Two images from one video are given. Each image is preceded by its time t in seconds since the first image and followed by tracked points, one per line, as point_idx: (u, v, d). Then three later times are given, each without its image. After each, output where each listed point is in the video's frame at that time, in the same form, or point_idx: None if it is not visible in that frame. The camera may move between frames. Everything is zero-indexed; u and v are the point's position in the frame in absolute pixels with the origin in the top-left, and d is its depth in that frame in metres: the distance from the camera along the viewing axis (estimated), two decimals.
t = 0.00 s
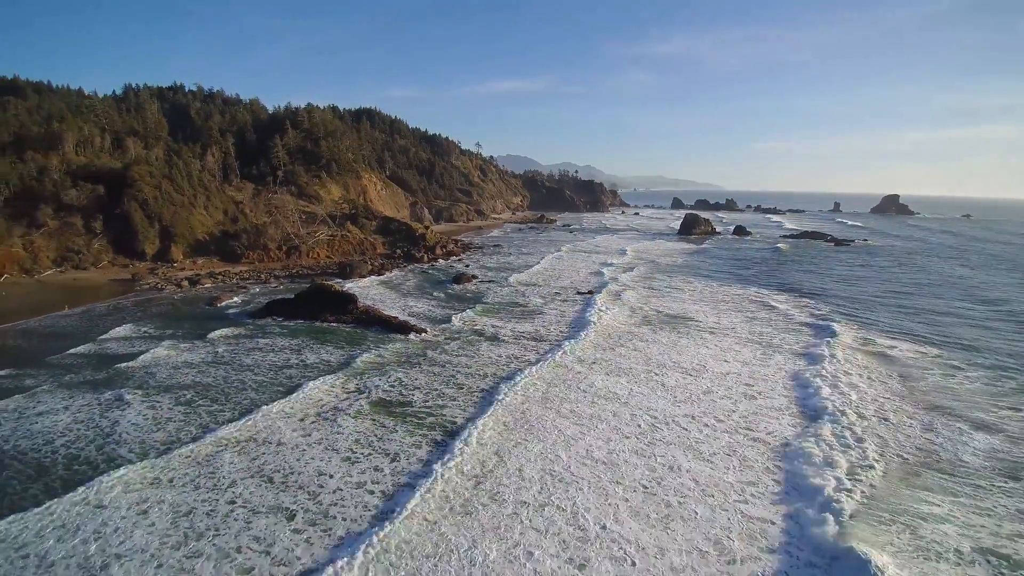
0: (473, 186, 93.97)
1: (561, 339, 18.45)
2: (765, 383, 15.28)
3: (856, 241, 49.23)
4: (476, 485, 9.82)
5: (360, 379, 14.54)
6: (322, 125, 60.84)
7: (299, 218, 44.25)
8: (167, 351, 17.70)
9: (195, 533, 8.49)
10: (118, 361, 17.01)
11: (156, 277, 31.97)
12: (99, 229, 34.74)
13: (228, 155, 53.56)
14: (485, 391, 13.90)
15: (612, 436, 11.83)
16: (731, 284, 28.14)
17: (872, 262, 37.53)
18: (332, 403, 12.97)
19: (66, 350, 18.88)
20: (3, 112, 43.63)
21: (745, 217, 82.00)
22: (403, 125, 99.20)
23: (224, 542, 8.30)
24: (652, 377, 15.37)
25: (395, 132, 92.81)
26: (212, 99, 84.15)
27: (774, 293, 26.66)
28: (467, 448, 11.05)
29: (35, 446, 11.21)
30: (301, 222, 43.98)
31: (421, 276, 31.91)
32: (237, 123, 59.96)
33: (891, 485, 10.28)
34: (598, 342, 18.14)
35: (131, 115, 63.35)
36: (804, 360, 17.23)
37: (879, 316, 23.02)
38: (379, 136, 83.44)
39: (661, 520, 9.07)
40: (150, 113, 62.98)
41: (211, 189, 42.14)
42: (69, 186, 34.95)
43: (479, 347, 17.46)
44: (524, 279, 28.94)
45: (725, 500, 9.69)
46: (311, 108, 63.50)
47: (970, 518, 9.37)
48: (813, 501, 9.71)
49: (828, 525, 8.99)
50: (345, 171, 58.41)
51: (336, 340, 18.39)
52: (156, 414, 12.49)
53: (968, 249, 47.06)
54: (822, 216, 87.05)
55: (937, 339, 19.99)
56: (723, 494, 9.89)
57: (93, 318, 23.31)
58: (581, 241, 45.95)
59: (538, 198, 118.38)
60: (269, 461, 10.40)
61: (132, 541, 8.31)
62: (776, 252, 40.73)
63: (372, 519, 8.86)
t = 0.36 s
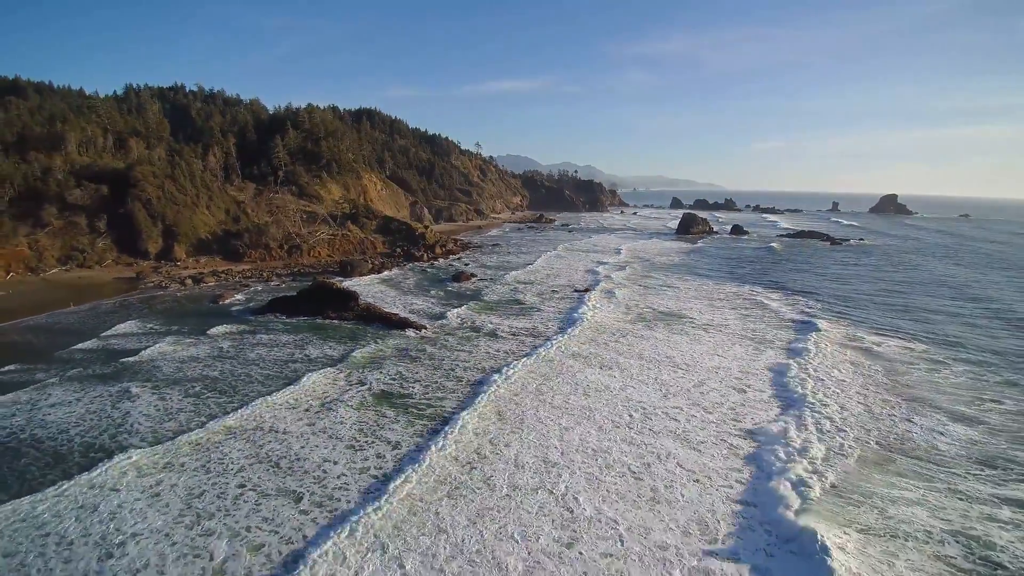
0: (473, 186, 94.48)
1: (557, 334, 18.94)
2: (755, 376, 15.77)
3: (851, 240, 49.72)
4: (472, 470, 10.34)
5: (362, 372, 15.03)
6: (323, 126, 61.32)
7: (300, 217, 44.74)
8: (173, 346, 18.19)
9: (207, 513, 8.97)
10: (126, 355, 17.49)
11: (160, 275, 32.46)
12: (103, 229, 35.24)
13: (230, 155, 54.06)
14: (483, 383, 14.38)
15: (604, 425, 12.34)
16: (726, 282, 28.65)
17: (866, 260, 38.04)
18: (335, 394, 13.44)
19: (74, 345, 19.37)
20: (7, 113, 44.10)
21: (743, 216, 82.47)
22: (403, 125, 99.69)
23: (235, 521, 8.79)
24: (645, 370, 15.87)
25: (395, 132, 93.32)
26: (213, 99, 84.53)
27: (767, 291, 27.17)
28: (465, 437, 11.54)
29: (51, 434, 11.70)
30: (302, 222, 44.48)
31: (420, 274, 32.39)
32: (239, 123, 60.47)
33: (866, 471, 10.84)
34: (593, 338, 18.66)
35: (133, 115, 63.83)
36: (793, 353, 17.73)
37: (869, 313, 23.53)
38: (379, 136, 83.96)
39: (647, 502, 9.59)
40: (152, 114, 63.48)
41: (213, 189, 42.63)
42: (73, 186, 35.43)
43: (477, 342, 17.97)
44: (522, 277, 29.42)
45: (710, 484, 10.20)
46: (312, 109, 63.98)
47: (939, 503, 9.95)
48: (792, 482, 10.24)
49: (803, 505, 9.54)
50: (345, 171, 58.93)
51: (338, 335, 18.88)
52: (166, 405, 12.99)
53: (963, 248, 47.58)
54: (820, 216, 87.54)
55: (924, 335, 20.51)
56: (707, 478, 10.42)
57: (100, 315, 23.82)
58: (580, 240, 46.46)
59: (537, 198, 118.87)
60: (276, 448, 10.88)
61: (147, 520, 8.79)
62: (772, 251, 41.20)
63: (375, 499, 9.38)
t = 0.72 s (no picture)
0: (473, 185, 94.92)
1: (554, 330, 19.39)
2: (745, 369, 16.24)
3: (848, 240, 50.14)
4: (470, 457, 10.80)
5: (363, 367, 15.51)
6: (323, 126, 61.79)
7: (302, 217, 45.22)
8: (179, 341, 18.67)
9: (217, 498, 9.42)
10: (133, 351, 17.96)
11: (164, 274, 32.90)
12: (108, 228, 35.74)
13: (231, 154, 54.49)
14: (481, 377, 14.85)
15: (598, 417, 12.81)
16: (721, 281, 29.10)
17: (861, 260, 38.44)
18: (337, 387, 13.92)
19: (82, 341, 19.80)
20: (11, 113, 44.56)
21: (742, 216, 82.87)
22: (404, 125, 100.11)
23: (244, 505, 9.24)
24: (638, 365, 16.35)
25: (395, 132, 93.77)
26: (214, 99, 84.97)
27: (762, 290, 27.61)
28: (462, 426, 12.03)
29: (65, 424, 12.14)
30: (303, 221, 44.97)
31: (420, 273, 32.87)
32: (240, 123, 60.92)
33: (848, 459, 11.32)
34: (589, 334, 19.10)
35: (135, 115, 64.25)
36: (784, 348, 18.17)
37: (861, 311, 23.99)
38: (379, 136, 84.38)
39: (637, 487, 10.05)
40: (154, 114, 63.91)
41: (215, 188, 43.09)
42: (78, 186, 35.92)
43: (476, 338, 18.45)
44: (520, 276, 29.87)
45: (697, 471, 10.67)
46: (313, 109, 64.39)
47: (914, 489, 10.47)
48: (775, 469, 10.72)
49: (786, 490, 10.02)
50: (346, 171, 59.41)
51: (340, 332, 19.35)
52: (175, 397, 13.44)
53: (958, 248, 48.02)
54: (818, 216, 87.80)
55: (914, 333, 20.96)
56: (696, 465, 10.90)
57: (106, 313, 24.31)
58: (578, 240, 46.88)
59: (536, 198, 119.28)
60: (282, 437, 11.33)
61: (160, 504, 9.24)
62: (768, 251, 41.64)
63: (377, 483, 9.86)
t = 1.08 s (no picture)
0: (472, 185, 95.38)
1: (551, 326, 19.87)
2: (736, 363, 16.73)
3: (844, 240, 50.61)
4: (466, 445, 11.30)
5: (366, 361, 16.01)
6: (324, 126, 62.27)
7: (303, 217, 45.75)
8: (186, 337, 19.17)
9: (227, 483, 9.90)
10: (141, 346, 18.45)
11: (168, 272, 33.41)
12: (112, 227, 36.23)
13: (233, 154, 54.94)
14: (479, 370, 15.34)
15: (591, 408, 13.32)
16: (717, 280, 29.59)
17: (855, 260, 38.94)
18: (340, 380, 14.42)
19: (89, 338, 20.26)
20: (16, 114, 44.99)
21: (740, 216, 83.35)
22: (404, 125, 100.55)
23: (254, 489, 9.74)
24: (632, 359, 16.86)
25: (396, 132, 94.23)
26: (215, 99, 85.36)
27: (756, 288, 28.10)
28: (461, 417, 12.54)
29: (78, 415, 12.61)
30: (305, 220, 45.51)
31: (420, 272, 33.38)
32: (242, 123, 61.38)
33: (830, 447, 11.84)
34: (586, 331, 19.60)
35: (137, 115, 64.65)
36: (775, 343, 18.68)
37: (852, 309, 24.49)
38: (380, 136, 84.82)
39: (627, 473, 10.54)
40: (156, 115, 64.33)
41: (217, 188, 43.59)
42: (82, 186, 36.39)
43: (475, 334, 18.96)
44: (519, 274, 30.36)
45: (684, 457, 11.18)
46: (314, 109, 64.84)
47: (892, 475, 11.00)
48: (759, 457, 11.21)
49: (768, 475, 10.55)
50: (347, 171, 59.92)
51: (342, 328, 19.86)
52: (184, 389, 13.95)
53: (953, 248, 48.53)
54: (816, 216, 88.27)
55: (903, 330, 21.44)
56: (684, 452, 11.42)
57: (113, 310, 24.81)
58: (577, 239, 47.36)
59: (535, 198, 119.71)
60: (288, 426, 11.84)
61: (174, 488, 9.72)
62: (765, 250, 42.06)
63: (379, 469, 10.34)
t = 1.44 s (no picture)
0: (472, 185, 95.81)
1: (548, 323, 20.34)
2: (727, 357, 17.23)
3: (840, 239, 51.02)
4: (463, 434, 11.82)
5: (367, 355, 16.50)
6: (325, 126, 62.75)
7: (304, 216, 46.27)
8: (191, 333, 19.66)
9: (236, 468, 10.39)
10: (148, 341, 18.93)
11: (171, 271, 33.94)
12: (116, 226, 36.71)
13: (234, 154, 55.37)
14: (477, 364, 15.83)
15: (585, 400, 13.81)
16: (712, 279, 30.08)
17: (850, 259, 39.42)
18: (342, 374, 14.91)
19: (97, 333, 20.76)
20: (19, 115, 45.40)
21: (739, 216, 83.69)
22: (404, 125, 100.95)
23: (262, 474, 10.23)
24: (626, 354, 17.36)
25: (396, 133, 94.69)
26: (215, 100, 85.66)
27: (750, 286, 28.58)
28: (458, 408, 13.05)
29: (90, 405, 13.12)
30: (306, 220, 46.04)
31: (420, 270, 33.85)
32: (243, 123, 61.79)
33: (813, 436, 12.35)
34: (581, 326, 20.11)
35: (138, 116, 65.03)
36: (766, 338, 19.17)
37: (844, 306, 24.97)
38: (380, 137, 85.23)
39: (617, 459, 11.04)
40: (157, 115, 64.76)
41: (219, 188, 44.07)
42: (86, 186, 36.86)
43: (474, 330, 19.45)
44: (517, 273, 30.84)
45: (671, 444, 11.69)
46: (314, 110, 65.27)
47: (872, 462, 11.52)
48: (744, 445, 11.72)
49: (752, 462, 11.08)
50: (347, 171, 60.42)
51: (344, 324, 20.33)
52: (192, 381, 14.45)
53: (948, 247, 48.93)
54: (814, 216, 88.67)
55: (893, 327, 21.92)
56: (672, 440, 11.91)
57: (119, 307, 25.29)
58: (575, 238, 47.80)
59: (534, 198, 120.10)
60: (294, 417, 12.34)
61: (185, 473, 10.20)
62: (761, 249, 42.51)
63: (381, 456, 10.85)
